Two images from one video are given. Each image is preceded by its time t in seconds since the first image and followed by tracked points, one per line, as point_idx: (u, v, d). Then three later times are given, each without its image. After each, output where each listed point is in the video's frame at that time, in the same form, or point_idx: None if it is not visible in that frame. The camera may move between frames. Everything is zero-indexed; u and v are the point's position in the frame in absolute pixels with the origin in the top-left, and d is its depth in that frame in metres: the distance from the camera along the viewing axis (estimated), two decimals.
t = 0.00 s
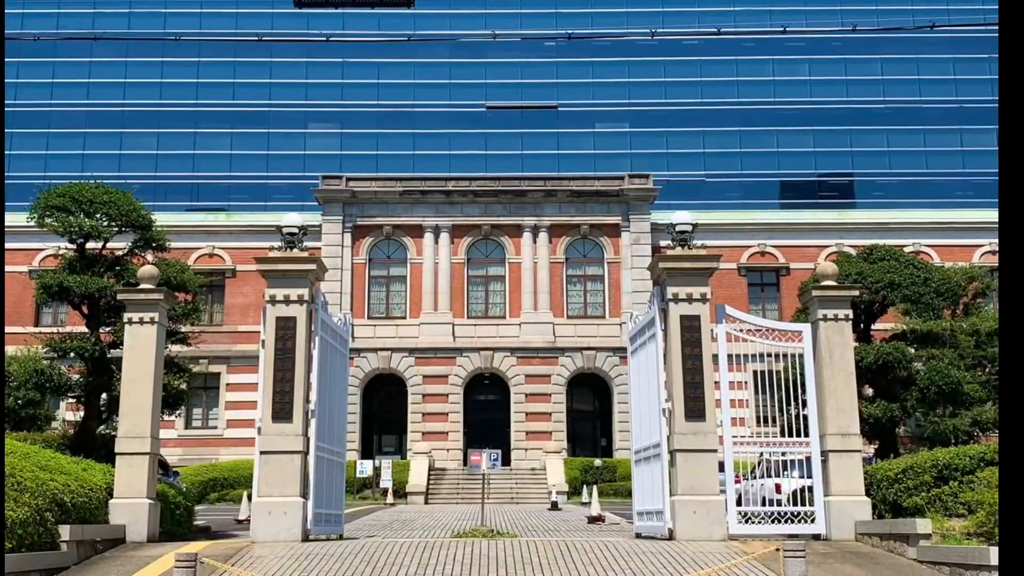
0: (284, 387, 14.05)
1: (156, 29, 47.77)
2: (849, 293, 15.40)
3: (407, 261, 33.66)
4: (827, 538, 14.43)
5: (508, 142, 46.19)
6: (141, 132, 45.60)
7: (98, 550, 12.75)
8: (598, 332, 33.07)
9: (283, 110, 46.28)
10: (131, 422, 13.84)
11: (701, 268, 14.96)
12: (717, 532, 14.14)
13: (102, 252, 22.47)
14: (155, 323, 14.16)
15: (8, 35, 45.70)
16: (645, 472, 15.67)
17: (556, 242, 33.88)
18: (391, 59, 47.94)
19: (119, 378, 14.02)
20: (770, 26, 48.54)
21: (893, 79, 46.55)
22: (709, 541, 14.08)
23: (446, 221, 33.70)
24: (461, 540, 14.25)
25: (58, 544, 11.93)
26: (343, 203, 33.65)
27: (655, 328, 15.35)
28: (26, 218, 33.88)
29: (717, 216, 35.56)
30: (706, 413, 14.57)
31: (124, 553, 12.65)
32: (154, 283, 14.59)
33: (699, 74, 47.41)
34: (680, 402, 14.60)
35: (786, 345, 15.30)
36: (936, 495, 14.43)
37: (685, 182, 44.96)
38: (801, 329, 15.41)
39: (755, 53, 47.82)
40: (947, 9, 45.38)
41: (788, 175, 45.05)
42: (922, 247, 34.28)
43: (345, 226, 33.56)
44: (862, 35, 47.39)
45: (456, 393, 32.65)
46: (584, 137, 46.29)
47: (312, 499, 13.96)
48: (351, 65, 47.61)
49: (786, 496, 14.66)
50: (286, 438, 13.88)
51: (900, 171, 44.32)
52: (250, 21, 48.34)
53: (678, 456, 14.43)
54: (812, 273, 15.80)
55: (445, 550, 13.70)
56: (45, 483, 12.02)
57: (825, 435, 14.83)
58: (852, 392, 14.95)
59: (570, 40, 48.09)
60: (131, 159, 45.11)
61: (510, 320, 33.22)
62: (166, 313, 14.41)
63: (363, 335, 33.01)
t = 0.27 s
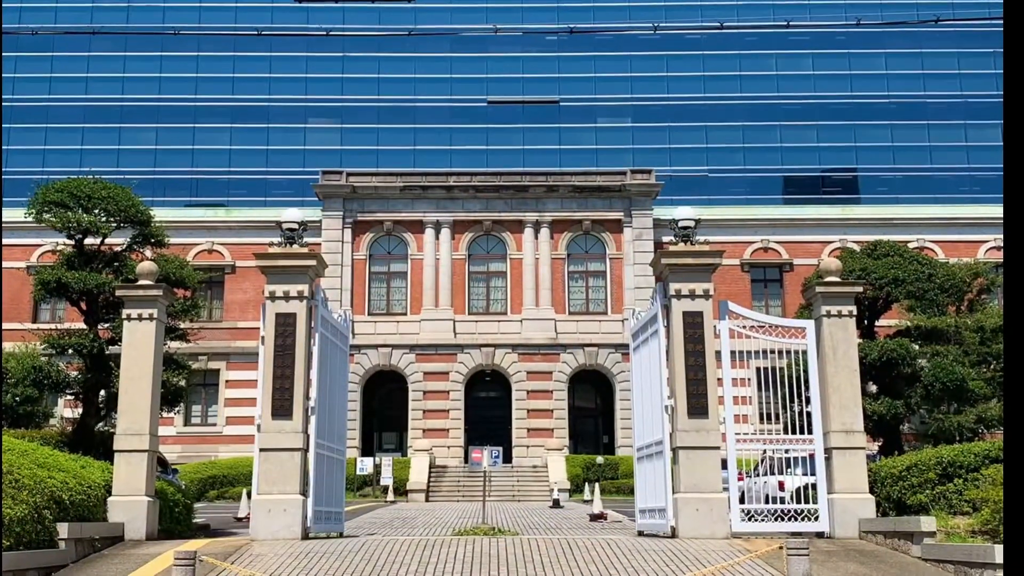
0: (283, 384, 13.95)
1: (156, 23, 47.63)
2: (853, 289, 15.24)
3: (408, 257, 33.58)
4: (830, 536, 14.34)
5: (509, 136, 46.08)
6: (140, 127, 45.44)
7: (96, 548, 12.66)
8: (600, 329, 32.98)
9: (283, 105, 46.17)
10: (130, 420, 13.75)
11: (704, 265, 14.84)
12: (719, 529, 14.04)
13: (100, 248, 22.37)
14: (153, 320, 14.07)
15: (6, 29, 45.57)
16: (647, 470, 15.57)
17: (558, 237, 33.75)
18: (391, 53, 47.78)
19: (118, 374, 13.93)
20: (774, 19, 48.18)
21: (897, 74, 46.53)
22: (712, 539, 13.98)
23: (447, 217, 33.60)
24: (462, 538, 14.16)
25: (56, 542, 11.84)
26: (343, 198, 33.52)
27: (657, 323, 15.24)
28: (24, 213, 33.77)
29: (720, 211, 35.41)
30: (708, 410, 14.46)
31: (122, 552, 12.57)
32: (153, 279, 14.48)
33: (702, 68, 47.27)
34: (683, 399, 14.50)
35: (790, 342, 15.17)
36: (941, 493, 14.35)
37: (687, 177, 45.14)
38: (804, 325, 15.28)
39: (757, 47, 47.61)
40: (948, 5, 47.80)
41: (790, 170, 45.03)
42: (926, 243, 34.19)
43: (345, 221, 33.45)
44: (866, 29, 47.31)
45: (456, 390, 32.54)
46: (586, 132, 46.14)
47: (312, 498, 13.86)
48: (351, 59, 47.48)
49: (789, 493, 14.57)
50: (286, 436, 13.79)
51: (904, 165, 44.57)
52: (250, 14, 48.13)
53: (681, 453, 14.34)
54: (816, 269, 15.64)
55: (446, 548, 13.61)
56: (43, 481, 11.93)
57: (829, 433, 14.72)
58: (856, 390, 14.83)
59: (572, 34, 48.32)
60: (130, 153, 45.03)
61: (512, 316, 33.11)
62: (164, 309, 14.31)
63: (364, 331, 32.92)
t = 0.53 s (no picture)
0: (283, 381, 13.85)
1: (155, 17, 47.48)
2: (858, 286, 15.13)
3: (408, 253, 33.47)
4: (833, 534, 14.24)
5: (510, 131, 46.01)
6: (139, 122, 45.38)
7: (95, 546, 12.57)
8: (602, 325, 32.88)
9: (282, 100, 46.06)
10: (129, 418, 13.64)
11: (707, 261, 14.73)
12: (722, 527, 13.94)
13: (99, 244, 22.26)
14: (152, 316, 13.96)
15: (4, 24, 45.49)
16: (650, 467, 15.47)
17: (560, 233, 33.61)
18: (391, 47, 47.54)
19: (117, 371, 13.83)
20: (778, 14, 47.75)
21: (902, 68, 46.55)
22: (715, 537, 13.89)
23: (448, 212, 33.47)
24: (463, 536, 14.07)
25: (54, 540, 11.76)
26: (343, 194, 33.38)
27: (659, 320, 15.14)
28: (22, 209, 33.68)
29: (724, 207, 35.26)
30: (711, 407, 14.35)
31: (120, 550, 12.48)
32: (152, 275, 14.38)
33: (704, 63, 47.12)
34: (686, 396, 14.39)
35: (794, 339, 15.05)
36: (945, 490, 14.24)
37: (689, 173, 45.09)
38: (808, 322, 15.16)
39: (760, 42, 47.34)
40: None
41: (794, 166, 44.99)
42: (930, 239, 34.09)
43: (346, 217, 33.34)
44: (869, 23, 47.19)
45: (457, 386, 32.43)
46: (587, 127, 46.13)
47: (312, 495, 13.76)
48: (353, 54, 47.20)
49: (793, 491, 14.47)
50: (286, 433, 13.68)
51: (909, 160, 44.58)
52: (250, 9, 47.88)
53: (684, 451, 14.23)
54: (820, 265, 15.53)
55: (448, 546, 13.52)
56: (41, 478, 11.84)
57: (833, 430, 14.61)
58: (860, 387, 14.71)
59: (573, 29, 47.54)
60: (129, 149, 45.01)
61: (513, 312, 33.02)
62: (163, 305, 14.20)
63: (364, 327, 32.83)
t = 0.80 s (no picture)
0: (283, 378, 13.76)
1: (154, 11, 47.30)
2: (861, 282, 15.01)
3: (409, 249, 33.36)
4: (837, 532, 14.13)
5: (511, 126, 45.84)
6: (138, 117, 45.26)
7: (93, 544, 12.48)
8: (604, 322, 32.77)
9: (282, 94, 45.89)
10: (127, 415, 13.55)
11: (710, 256, 14.62)
12: (725, 525, 13.84)
13: (97, 239, 22.17)
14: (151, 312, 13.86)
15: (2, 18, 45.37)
16: (652, 464, 15.36)
17: (562, 229, 33.50)
18: (392, 42, 47.35)
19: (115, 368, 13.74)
20: (781, 8, 47.87)
21: (906, 62, 46.51)
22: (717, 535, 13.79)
23: (449, 208, 33.35)
24: (464, 534, 13.97)
25: (53, 538, 11.68)
26: (343, 189, 33.30)
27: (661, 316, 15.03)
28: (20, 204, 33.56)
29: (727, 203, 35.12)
30: (714, 404, 14.24)
31: (119, 548, 12.40)
32: (151, 271, 14.28)
33: (707, 57, 46.93)
34: (688, 394, 14.29)
35: (797, 335, 14.94)
36: (950, 488, 14.13)
37: (691, 168, 44.95)
38: (811, 318, 15.05)
39: (763, 36, 47.25)
40: None
41: (798, 161, 45.03)
42: (935, 235, 33.98)
43: (346, 212, 33.24)
44: (873, 18, 47.12)
45: (458, 383, 32.32)
46: (590, 122, 45.94)
47: (312, 493, 13.66)
48: (352, 48, 47.10)
49: (797, 489, 14.36)
50: (286, 430, 13.59)
51: (913, 156, 44.75)
52: (250, 3, 47.70)
53: (686, 448, 14.13)
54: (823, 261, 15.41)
55: (449, 544, 13.42)
56: (39, 475, 11.76)
57: (837, 427, 14.49)
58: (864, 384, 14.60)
59: (576, 23, 47.67)
60: (127, 144, 44.82)
61: (514, 309, 32.92)
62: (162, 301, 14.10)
63: (364, 324, 32.72)
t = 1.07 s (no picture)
0: (283, 375, 13.66)
1: (153, 6, 47.13)
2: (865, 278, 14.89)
3: (409, 245, 33.25)
4: (841, 530, 14.03)
5: (512, 121, 45.74)
6: (136, 112, 45.16)
7: (91, 542, 12.40)
8: (606, 318, 32.67)
9: (282, 89, 45.75)
10: (126, 412, 13.46)
11: (712, 252, 14.54)
12: (728, 523, 13.74)
13: (95, 235, 22.06)
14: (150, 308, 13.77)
15: None
16: (654, 462, 15.26)
17: (563, 224, 33.39)
18: (393, 37, 47.19)
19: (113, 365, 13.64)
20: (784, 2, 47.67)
21: (910, 57, 46.41)
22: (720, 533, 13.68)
23: (450, 203, 33.24)
24: (466, 531, 13.89)
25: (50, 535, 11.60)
26: (343, 184, 33.17)
27: (663, 312, 14.90)
28: (18, 200, 33.47)
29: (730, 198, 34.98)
30: (716, 401, 14.14)
31: (117, 546, 12.32)
32: (149, 267, 14.18)
33: (710, 52, 46.75)
34: (690, 391, 14.18)
35: (800, 331, 14.82)
36: (955, 485, 14.01)
37: (694, 163, 44.87)
38: (815, 315, 14.94)
39: (766, 30, 46.97)
40: None
41: (800, 157, 44.95)
42: (939, 230, 33.88)
43: (346, 208, 33.13)
44: (877, 12, 46.96)
45: (459, 380, 32.22)
46: (592, 117, 45.73)
47: (312, 491, 13.56)
48: (352, 43, 46.94)
49: (800, 485, 14.28)
50: (286, 427, 13.50)
51: (918, 151, 44.94)
52: None
53: (689, 445, 14.02)
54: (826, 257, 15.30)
55: (449, 541, 13.31)
56: (36, 473, 11.68)
57: (841, 425, 14.38)
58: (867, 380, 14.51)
59: (577, 17, 47.34)
60: (126, 140, 44.81)
61: (515, 305, 32.82)
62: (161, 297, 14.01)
63: (364, 320, 32.62)
